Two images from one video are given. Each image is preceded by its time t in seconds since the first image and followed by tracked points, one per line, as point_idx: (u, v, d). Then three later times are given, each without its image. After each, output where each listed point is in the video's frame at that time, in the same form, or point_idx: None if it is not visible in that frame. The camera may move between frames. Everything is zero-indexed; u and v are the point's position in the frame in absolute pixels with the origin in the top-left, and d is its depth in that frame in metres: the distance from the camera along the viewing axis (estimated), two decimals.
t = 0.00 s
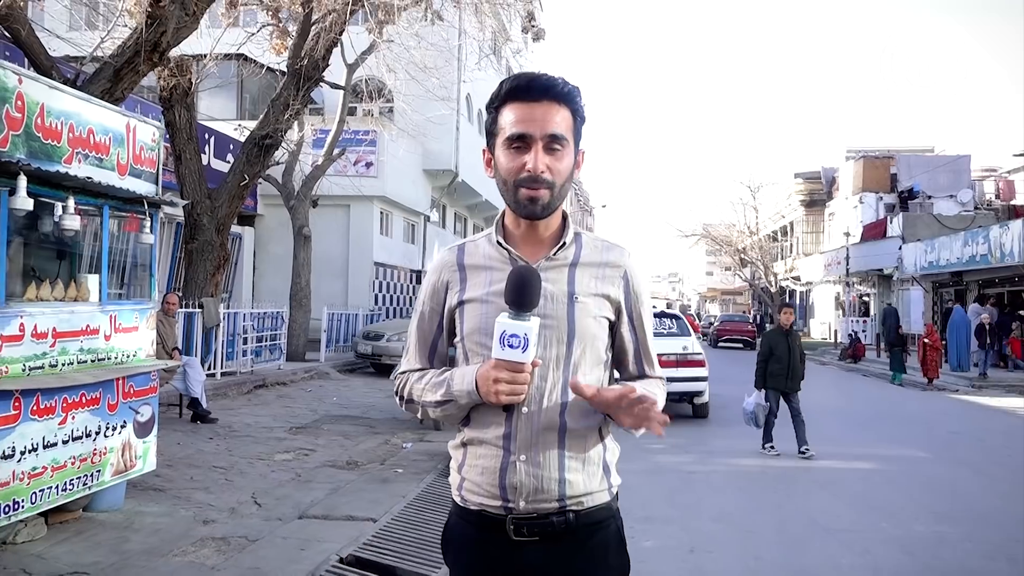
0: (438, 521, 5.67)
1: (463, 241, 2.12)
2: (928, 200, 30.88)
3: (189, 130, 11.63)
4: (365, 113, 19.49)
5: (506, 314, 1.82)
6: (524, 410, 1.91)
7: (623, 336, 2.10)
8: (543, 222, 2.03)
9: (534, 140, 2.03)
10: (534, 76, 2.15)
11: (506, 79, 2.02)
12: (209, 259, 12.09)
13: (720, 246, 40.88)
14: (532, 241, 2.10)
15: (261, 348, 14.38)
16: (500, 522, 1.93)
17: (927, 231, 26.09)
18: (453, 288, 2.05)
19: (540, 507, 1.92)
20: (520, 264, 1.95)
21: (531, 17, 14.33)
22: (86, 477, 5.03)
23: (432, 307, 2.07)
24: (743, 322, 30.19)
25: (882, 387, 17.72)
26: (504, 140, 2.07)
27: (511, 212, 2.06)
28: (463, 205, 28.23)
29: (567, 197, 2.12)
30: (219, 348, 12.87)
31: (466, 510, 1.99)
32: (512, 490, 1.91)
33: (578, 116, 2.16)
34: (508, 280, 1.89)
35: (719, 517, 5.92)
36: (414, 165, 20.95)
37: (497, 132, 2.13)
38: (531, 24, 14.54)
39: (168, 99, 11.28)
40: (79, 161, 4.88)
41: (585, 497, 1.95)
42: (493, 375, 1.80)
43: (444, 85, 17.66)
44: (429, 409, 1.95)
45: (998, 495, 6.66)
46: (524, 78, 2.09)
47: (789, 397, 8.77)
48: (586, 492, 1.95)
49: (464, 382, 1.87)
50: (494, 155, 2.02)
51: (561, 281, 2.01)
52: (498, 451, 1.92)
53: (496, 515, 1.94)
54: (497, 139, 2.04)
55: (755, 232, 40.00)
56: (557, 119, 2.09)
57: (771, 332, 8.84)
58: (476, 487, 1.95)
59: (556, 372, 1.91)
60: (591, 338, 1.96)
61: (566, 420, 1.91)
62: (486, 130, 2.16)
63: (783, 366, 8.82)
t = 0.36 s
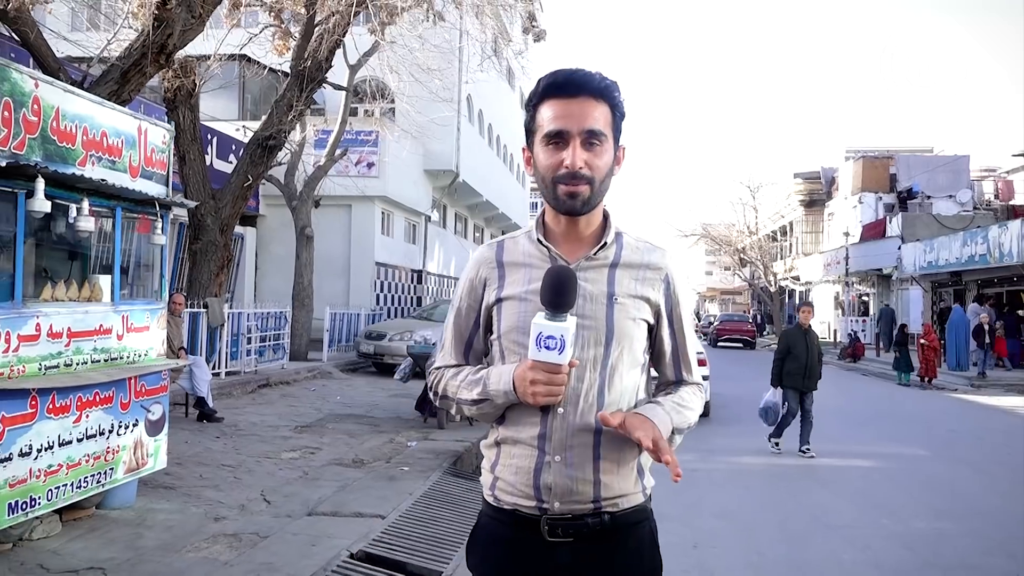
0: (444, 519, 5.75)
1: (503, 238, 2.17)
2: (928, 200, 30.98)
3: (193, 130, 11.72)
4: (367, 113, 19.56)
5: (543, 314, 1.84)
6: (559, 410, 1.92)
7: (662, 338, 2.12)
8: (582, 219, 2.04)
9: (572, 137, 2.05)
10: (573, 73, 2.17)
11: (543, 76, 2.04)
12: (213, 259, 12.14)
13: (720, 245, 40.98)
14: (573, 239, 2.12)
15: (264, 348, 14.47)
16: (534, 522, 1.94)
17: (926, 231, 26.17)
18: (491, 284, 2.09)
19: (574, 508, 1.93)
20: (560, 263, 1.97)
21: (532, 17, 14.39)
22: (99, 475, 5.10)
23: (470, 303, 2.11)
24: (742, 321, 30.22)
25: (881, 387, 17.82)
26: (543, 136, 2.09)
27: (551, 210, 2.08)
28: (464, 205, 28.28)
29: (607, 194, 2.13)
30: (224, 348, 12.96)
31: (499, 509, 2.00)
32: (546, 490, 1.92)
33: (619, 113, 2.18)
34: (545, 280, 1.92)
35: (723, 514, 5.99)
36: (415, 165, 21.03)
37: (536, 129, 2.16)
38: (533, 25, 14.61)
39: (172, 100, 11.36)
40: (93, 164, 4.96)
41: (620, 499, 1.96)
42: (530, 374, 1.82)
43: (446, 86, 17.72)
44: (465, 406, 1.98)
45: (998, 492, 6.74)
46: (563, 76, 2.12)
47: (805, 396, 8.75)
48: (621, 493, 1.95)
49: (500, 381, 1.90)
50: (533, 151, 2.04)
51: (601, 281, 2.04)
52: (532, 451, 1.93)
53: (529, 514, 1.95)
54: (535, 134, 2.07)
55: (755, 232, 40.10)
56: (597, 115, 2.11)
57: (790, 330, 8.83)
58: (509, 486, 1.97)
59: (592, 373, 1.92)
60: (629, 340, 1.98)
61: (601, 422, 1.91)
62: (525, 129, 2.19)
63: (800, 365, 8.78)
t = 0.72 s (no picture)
0: (443, 513, 5.85)
1: (535, 233, 2.25)
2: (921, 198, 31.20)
3: (190, 127, 11.78)
4: (363, 111, 19.61)
5: (570, 306, 1.93)
6: (582, 402, 2.00)
7: (686, 341, 2.20)
8: (612, 214, 2.14)
9: (605, 135, 2.15)
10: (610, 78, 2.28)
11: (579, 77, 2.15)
12: (210, 256, 12.21)
13: (714, 243, 41.16)
14: (604, 236, 2.21)
15: (262, 344, 14.54)
16: (551, 511, 2.03)
17: (919, 230, 26.37)
18: (520, 276, 2.17)
19: (592, 500, 2.02)
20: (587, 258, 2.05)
21: (528, 16, 14.45)
22: (105, 469, 5.18)
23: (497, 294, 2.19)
24: (735, 319, 30.35)
25: (874, 384, 17.97)
26: (578, 135, 2.19)
27: (583, 205, 2.18)
28: (460, 203, 28.31)
29: (637, 194, 2.22)
30: (222, 344, 13.03)
31: (515, 497, 2.08)
32: (565, 480, 2.01)
33: (652, 118, 2.27)
34: (573, 273, 2.00)
35: (718, 509, 6.10)
36: (411, 163, 21.09)
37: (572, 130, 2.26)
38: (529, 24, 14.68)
39: (170, 97, 11.43)
40: (99, 162, 5.04)
41: (637, 493, 2.04)
42: (555, 364, 1.91)
43: (443, 84, 17.77)
44: (489, 393, 2.07)
45: (987, 488, 6.86)
46: (600, 79, 2.23)
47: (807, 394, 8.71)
48: (637, 487, 2.04)
49: (525, 370, 1.99)
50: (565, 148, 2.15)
51: (628, 280, 2.13)
52: (553, 441, 2.01)
53: (546, 504, 2.03)
54: (569, 132, 2.17)
55: (749, 230, 40.27)
56: (630, 118, 2.20)
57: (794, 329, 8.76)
58: (528, 475, 2.05)
59: (616, 367, 2.00)
60: (654, 338, 2.06)
61: (622, 417, 2.00)
62: (562, 129, 2.30)
63: (803, 363, 8.70)
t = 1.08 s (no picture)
0: (439, 510, 5.92)
1: (542, 237, 2.31)
2: (912, 197, 31.40)
3: (185, 127, 11.82)
4: (357, 109, 19.62)
5: (581, 304, 1.99)
6: (590, 399, 2.07)
7: (687, 343, 2.28)
8: (618, 219, 2.20)
9: (611, 142, 2.22)
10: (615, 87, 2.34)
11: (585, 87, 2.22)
12: (206, 255, 12.20)
13: (707, 242, 41.30)
14: (610, 240, 2.27)
15: (257, 343, 14.58)
16: (558, 506, 2.08)
17: (911, 229, 26.55)
18: (528, 278, 2.23)
19: (599, 495, 2.08)
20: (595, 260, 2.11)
21: (522, 16, 14.49)
22: (105, 466, 5.24)
23: (505, 294, 2.24)
24: (729, 317, 30.45)
25: (866, 382, 18.10)
26: (584, 143, 2.26)
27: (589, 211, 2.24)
28: (453, 202, 28.33)
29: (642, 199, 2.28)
30: (217, 343, 13.08)
31: (522, 493, 2.13)
32: (574, 475, 2.07)
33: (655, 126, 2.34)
34: (582, 273, 2.06)
35: (711, 505, 6.19)
36: (405, 162, 21.12)
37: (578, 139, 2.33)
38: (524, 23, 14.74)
39: (165, 96, 11.45)
40: (99, 163, 5.09)
41: (641, 487, 2.11)
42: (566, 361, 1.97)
43: (437, 84, 17.80)
44: (497, 391, 2.12)
45: (975, 484, 6.97)
46: (605, 89, 2.29)
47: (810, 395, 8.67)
48: (642, 482, 2.11)
49: (535, 368, 2.04)
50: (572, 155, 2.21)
51: (634, 283, 2.20)
52: (562, 437, 2.07)
53: (554, 499, 2.09)
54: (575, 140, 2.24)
55: (742, 229, 40.42)
56: (634, 126, 2.26)
57: (795, 329, 8.68)
58: (536, 471, 2.10)
59: (623, 365, 2.07)
60: (659, 339, 2.14)
61: (630, 413, 2.07)
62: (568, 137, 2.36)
63: (805, 364, 8.65)
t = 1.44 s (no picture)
0: (439, 507, 6.01)
1: (539, 240, 2.38)
2: (913, 200, 31.45)
3: (188, 128, 11.93)
4: (360, 111, 19.73)
5: (582, 304, 2.07)
6: (588, 396, 2.14)
7: (677, 346, 2.38)
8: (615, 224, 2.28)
9: (610, 149, 2.30)
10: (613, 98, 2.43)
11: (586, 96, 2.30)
12: (209, 255, 12.26)
13: (708, 244, 41.38)
14: (607, 244, 2.35)
15: (259, 343, 14.68)
16: (556, 501, 2.15)
17: (911, 231, 26.63)
18: (527, 279, 2.30)
19: (595, 489, 2.16)
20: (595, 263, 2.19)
21: (524, 18, 14.55)
22: (111, 463, 5.33)
23: (503, 294, 2.30)
24: (729, 319, 30.52)
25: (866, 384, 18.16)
26: (583, 150, 2.34)
27: (588, 215, 2.32)
28: (455, 203, 28.43)
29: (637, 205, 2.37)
30: (220, 342, 13.19)
31: (519, 489, 2.20)
32: (572, 470, 2.14)
33: (650, 137, 2.43)
34: (583, 273, 2.14)
35: (708, 504, 6.27)
36: (407, 163, 21.21)
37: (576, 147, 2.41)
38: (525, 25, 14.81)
39: (169, 98, 11.56)
40: (107, 165, 5.19)
41: (635, 483, 2.20)
42: (568, 359, 2.04)
43: (439, 86, 17.88)
44: (497, 388, 2.18)
45: (969, 484, 7.05)
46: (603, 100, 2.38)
47: (814, 396, 8.63)
48: (636, 478, 2.20)
49: (535, 366, 2.11)
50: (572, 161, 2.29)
51: (629, 285, 2.29)
52: (561, 433, 2.14)
53: (552, 494, 2.16)
54: (575, 147, 2.32)
55: (743, 230, 40.48)
56: (631, 135, 2.35)
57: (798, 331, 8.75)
58: (534, 467, 2.17)
59: (621, 364, 2.16)
60: (653, 340, 2.23)
61: (627, 410, 2.15)
62: (567, 146, 2.44)
63: (807, 366, 8.71)
